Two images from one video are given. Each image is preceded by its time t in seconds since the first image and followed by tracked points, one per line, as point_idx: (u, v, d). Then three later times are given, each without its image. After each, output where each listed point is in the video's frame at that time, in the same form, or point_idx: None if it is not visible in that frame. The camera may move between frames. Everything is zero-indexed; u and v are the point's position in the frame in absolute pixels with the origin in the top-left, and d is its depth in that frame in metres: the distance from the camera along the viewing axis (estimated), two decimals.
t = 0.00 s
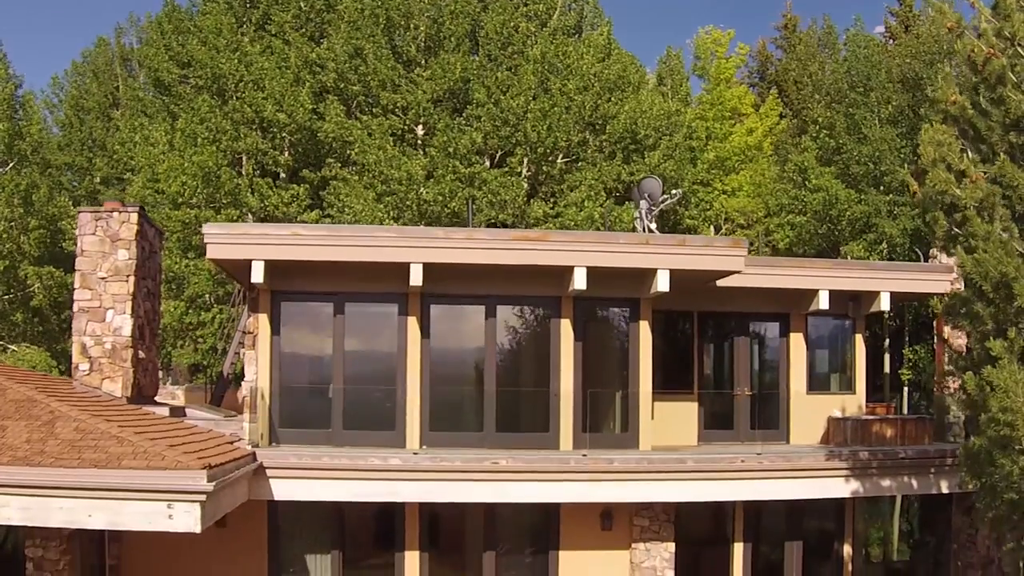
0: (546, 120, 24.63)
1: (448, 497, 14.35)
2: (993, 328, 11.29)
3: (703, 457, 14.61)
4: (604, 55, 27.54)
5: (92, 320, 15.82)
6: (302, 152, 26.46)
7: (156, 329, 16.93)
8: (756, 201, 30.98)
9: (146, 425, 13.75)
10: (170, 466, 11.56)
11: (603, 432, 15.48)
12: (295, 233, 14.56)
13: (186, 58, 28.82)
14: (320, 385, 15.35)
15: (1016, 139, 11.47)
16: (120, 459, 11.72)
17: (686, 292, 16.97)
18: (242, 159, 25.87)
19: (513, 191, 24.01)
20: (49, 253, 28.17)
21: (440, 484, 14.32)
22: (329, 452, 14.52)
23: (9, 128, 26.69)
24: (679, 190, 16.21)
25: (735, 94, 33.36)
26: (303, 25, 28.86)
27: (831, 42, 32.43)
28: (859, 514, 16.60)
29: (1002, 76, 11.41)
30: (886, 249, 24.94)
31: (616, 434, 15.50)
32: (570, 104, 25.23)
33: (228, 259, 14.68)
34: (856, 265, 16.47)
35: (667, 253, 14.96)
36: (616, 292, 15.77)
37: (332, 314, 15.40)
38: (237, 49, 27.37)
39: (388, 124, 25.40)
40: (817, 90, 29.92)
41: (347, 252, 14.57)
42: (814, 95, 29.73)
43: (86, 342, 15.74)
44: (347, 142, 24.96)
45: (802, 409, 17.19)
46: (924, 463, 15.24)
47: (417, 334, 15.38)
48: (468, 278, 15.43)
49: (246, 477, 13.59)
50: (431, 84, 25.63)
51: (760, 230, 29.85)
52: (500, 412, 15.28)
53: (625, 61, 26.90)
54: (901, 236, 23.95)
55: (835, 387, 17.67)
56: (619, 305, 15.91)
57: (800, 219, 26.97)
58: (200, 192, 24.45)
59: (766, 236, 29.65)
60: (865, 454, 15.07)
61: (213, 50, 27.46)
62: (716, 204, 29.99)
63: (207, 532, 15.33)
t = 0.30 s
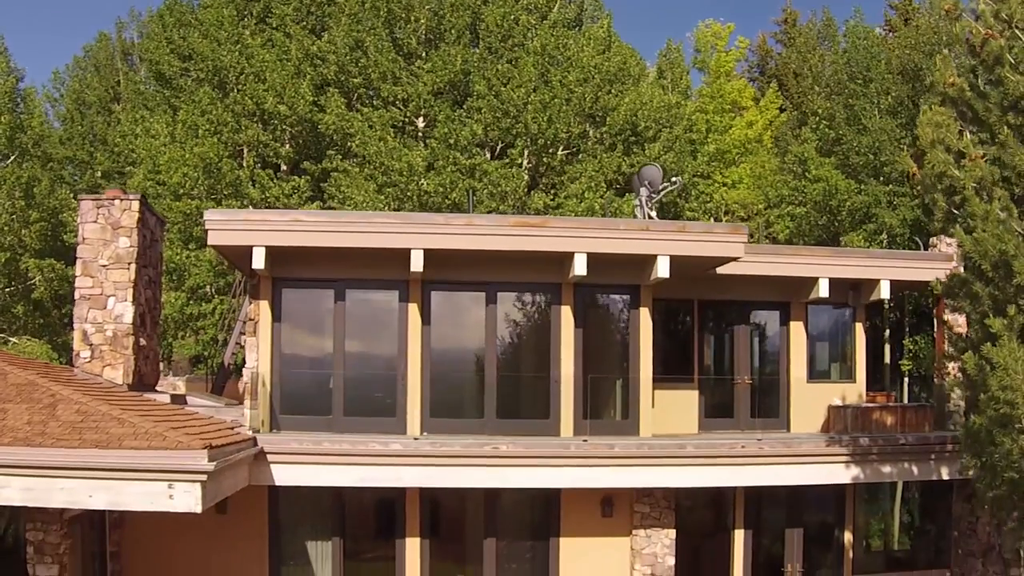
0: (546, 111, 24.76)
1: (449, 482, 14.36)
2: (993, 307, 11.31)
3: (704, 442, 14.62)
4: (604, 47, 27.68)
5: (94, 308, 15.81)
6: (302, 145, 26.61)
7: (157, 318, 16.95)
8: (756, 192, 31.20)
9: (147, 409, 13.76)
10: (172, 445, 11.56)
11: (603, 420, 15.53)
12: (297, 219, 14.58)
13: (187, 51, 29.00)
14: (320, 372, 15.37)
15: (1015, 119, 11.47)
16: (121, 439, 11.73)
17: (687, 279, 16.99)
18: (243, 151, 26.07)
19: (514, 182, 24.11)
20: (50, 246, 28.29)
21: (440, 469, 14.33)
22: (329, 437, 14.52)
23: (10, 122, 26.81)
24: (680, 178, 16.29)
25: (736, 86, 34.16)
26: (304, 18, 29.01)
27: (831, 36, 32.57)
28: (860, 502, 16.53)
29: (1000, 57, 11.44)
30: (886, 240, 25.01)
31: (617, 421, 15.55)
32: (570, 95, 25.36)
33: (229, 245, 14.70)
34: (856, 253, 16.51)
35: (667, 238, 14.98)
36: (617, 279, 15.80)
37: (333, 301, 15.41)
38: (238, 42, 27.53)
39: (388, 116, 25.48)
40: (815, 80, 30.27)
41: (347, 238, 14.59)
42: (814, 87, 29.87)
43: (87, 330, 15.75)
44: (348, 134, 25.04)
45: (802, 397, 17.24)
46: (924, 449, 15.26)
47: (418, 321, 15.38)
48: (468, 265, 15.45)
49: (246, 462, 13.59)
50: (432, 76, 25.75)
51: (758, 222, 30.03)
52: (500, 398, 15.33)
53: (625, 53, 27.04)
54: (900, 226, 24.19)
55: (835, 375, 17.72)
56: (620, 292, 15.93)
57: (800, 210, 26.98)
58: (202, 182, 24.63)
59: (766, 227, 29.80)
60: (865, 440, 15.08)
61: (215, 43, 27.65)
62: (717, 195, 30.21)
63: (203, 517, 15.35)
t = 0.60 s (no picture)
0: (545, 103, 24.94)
1: (449, 467, 14.38)
2: (991, 286, 11.33)
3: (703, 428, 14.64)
4: (604, 39, 27.82)
5: (95, 295, 15.85)
6: (303, 136, 26.72)
7: (158, 305, 17.01)
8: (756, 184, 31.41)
9: (148, 392, 13.80)
10: (171, 425, 11.58)
11: (604, 407, 15.64)
12: (297, 205, 14.63)
13: (189, 43, 29.16)
14: (320, 358, 15.41)
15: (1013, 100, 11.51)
16: (121, 419, 11.76)
17: (686, 267, 17.02)
18: (245, 143, 26.26)
19: (515, 173, 24.23)
20: (51, 239, 28.45)
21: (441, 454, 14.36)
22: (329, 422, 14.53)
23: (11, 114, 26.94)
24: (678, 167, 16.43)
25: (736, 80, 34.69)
26: (305, 10, 29.17)
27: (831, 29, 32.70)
28: (860, 489, 16.56)
29: (997, 37, 11.47)
30: (885, 230, 25.08)
31: (616, 407, 15.66)
32: (570, 86, 25.52)
33: (230, 231, 14.76)
34: (855, 241, 16.56)
35: (666, 224, 15.02)
36: (617, 266, 15.84)
37: (333, 288, 15.43)
38: (240, 34, 27.69)
39: (389, 107, 25.65)
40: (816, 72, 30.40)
41: (348, 224, 14.63)
42: (814, 79, 30.03)
43: (89, 316, 15.79)
44: (348, 126, 25.15)
45: (802, 385, 17.30)
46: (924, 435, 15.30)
47: (418, 308, 15.42)
48: (468, 252, 15.46)
49: (246, 445, 13.62)
50: (432, 68, 25.89)
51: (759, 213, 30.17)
52: (500, 385, 15.38)
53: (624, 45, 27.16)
54: (900, 217, 24.37)
55: (836, 362, 17.74)
56: (620, 278, 15.97)
57: (800, 201, 27.23)
58: (205, 172, 24.89)
59: (766, 218, 29.95)
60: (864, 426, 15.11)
61: (216, 35, 27.82)
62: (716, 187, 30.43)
63: (201, 504, 15.39)
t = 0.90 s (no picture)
0: (545, 94, 25.10)
1: (449, 452, 14.37)
2: (989, 265, 11.37)
3: (703, 412, 14.65)
4: (604, 31, 27.96)
5: (96, 281, 15.87)
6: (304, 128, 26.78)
7: (159, 293, 17.04)
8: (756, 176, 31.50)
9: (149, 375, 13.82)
10: (172, 404, 11.61)
11: (604, 393, 15.59)
12: (298, 190, 14.67)
13: (190, 35, 29.30)
14: (320, 344, 15.42)
15: (1010, 80, 11.55)
16: (122, 398, 11.79)
17: (686, 255, 17.09)
18: (246, 135, 26.42)
19: (515, 164, 24.36)
20: (52, 231, 28.55)
21: (441, 438, 14.35)
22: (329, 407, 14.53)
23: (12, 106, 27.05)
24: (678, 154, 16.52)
25: (736, 73, 34.87)
26: (306, 3, 29.32)
27: (830, 23, 32.85)
28: (860, 477, 16.56)
29: (994, 17, 11.51)
30: (885, 220, 25.15)
31: (617, 393, 15.62)
32: (571, 77, 25.67)
33: (231, 217, 14.80)
34: (855, 228, 16.59)
35: (665, 210, 15.06)
36: (617, 252, 15.87)
37: (334, 275, 15.45)
38: (241, 26, 27.84)
39: (389, 99, 25.81)
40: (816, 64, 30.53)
41: (348, 209, 14.67)
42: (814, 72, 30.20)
43: (90, 302, 15.81)
44: (348, 118, 25.25)
45: (803, 373, 17.25)
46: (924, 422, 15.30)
47: (418, 294, 15.45)
48: (468, 238, 15.51)
49: (246, 429, 13.63)
50: (433, 60, 26.05)
51: (760, 205, 30.20)
52: (500, 372, 15.38)
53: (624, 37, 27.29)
54: (899, 207, 24.42)
55: (836, 351, 17.78)
56: (620, 265, 16.01)
57: (799, 191, 27.33)
58: (206, 163, 25.05)
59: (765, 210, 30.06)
60: (864, 412, 15.12)
61: (217, 28, 27.97)
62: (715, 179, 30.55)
63: (200, 489, 15.47)
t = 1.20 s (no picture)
0: (546, 85, 25.25)
1: (450, 437, 14.36)
2: (989, 244, 11.38)
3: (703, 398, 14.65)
4: (604, 24, 28.09)
5: (97, 268, 15.89)
6: (305, 119, 26.82)
7: (160, 281, 17.06)
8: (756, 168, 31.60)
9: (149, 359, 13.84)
10: (173, 383, 11.62)
11: (604, 378, 15.60)
12: (299, 175, 14.69)
13: (192, 27, 29.44)
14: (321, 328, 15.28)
15: (1009, 61, 11.58)
16: (123, 378, 11.81)
17: (686, 243, 17.09)
18: (248, 126, 26.55)
19: (516, 154, 24.47)
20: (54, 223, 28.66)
21: (441, 423, 14.34)
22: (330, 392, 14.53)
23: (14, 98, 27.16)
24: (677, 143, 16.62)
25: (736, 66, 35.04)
26: None
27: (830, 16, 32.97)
28: (861, 465, 16.55)
29: None
30: (886, 210, 25.20)
31: (617, 379, 15.64)
32: (572, 69, 25.82)
33: (232, 203, 14.80)
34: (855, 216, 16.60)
35: (666, 196, 15.08)
36: (617, 239, 15.89)
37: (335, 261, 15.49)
38: (243, 18, 27.97)
39: (391, 91, 25.99)
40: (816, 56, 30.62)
41: (349, 195, 14.69)
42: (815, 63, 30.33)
43: (91, 289, 15.81)
44: (349, 109, 25.36)
45: (804, 362, 17.22)
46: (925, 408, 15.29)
47: (419, 279, 15.49)
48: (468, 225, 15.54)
49: (247, 413, 13.63)
50: (434, 51, 26.21)
51: (759, 196, 30.29)
52: (501, 357, 15.33)
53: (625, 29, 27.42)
54: (900, 197, 24.46)
55: (837, 341, 17.77)
56: (619, 252, 16.04)
57: (800, 182, 27.42)
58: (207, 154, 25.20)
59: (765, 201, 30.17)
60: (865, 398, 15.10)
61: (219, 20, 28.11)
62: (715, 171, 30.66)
63: (199, 475, 15.41)
